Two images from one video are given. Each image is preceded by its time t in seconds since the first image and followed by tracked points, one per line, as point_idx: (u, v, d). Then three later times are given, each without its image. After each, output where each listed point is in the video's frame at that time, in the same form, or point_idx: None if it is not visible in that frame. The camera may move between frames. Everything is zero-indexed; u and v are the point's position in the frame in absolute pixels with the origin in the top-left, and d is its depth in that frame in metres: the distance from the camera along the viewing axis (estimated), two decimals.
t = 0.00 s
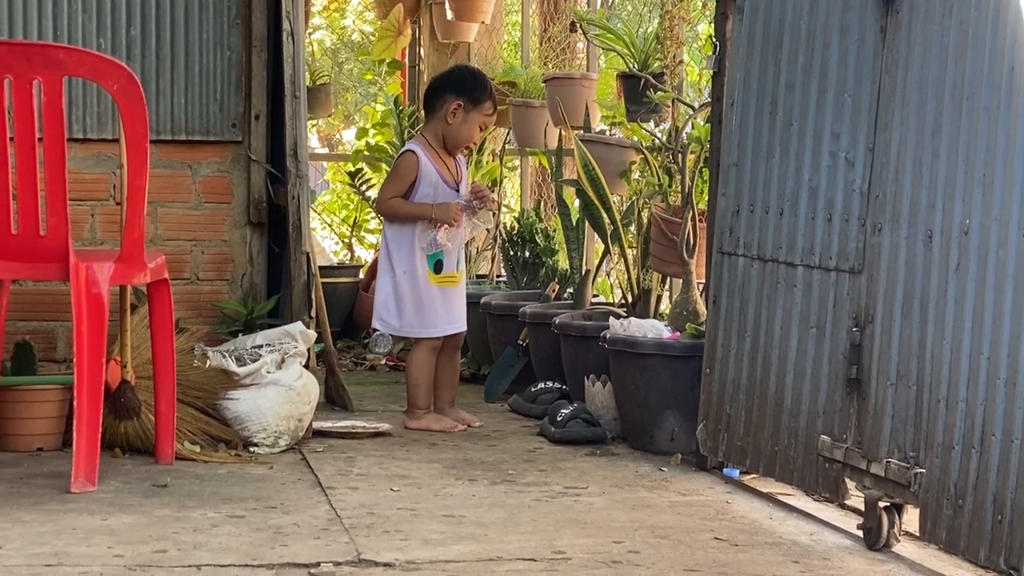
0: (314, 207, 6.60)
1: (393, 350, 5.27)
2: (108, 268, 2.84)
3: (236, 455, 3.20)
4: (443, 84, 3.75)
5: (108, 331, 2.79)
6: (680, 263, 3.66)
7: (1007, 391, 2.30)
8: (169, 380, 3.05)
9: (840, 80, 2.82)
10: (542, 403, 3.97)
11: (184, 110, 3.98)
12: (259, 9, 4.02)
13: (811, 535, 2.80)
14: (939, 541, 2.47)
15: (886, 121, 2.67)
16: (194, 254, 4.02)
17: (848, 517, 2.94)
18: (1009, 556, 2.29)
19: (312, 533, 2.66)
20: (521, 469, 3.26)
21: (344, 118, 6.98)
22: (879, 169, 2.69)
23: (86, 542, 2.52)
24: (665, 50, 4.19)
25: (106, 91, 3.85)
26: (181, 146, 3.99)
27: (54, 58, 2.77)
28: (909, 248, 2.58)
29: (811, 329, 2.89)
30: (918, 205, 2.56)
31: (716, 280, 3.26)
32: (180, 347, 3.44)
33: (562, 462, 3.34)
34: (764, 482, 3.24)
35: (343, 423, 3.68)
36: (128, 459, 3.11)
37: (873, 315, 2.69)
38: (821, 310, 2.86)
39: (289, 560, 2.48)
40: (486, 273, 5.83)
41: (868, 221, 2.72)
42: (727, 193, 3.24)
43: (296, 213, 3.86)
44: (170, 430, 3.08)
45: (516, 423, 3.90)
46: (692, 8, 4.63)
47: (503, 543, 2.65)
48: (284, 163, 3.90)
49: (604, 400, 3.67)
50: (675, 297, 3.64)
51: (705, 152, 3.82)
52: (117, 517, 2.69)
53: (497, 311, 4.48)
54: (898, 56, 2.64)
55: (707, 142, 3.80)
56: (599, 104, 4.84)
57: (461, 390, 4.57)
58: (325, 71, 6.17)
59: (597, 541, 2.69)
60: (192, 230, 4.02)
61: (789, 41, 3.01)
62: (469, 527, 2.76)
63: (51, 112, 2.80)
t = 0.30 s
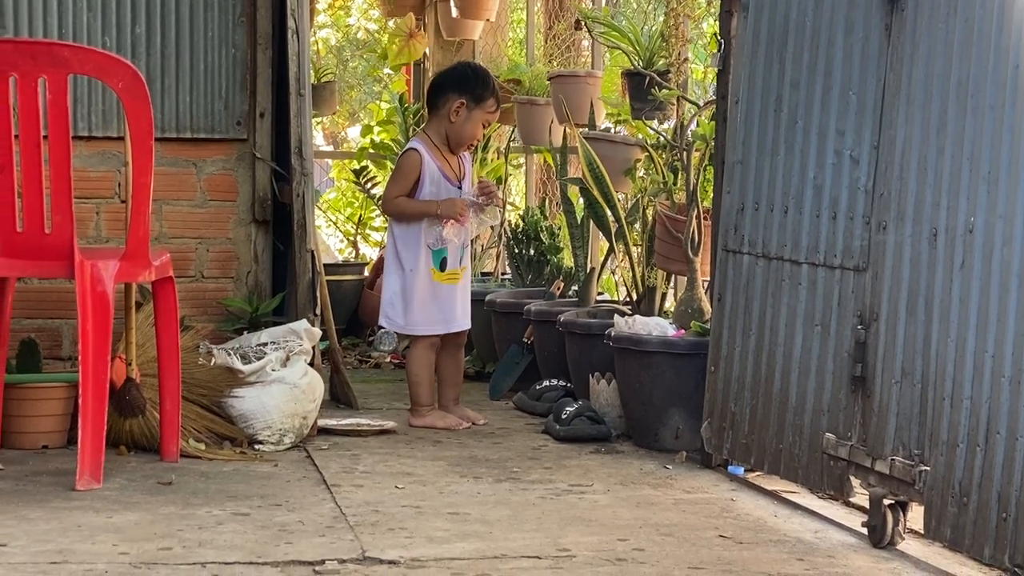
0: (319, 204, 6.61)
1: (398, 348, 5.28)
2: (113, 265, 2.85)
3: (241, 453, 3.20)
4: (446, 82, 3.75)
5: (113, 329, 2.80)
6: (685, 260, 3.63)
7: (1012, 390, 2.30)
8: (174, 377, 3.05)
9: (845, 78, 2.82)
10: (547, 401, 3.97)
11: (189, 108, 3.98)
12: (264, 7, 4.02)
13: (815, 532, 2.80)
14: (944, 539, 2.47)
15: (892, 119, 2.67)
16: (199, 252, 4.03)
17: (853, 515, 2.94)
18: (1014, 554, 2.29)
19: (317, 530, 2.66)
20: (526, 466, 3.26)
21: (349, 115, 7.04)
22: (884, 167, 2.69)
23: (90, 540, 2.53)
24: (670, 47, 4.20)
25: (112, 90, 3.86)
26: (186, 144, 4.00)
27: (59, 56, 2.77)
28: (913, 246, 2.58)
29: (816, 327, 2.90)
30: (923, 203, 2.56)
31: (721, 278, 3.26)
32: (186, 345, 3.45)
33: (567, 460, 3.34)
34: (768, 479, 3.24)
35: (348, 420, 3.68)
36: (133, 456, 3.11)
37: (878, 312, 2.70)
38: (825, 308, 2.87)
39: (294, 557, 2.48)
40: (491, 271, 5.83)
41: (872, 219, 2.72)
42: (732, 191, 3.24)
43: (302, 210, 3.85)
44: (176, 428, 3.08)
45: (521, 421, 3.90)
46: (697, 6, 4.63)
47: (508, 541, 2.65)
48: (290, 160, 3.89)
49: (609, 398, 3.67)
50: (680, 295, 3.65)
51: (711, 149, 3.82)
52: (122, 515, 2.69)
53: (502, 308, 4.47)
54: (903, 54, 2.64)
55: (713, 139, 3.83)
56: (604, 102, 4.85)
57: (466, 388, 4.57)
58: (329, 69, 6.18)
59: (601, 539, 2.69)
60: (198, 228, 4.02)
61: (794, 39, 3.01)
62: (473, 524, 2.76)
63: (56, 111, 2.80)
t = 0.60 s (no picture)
0: (323, 202, 6.62)
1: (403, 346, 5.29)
2: (118, 264, 2.85)
3: (246, 452, 3.20)
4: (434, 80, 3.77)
5: (118, 328, 2.80)
6: (690, 259, 3.68)
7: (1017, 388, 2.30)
8: (179, 376, 3.05)
9: (849, 77, 2.82)
10: (552, 400, 3.97)
11: (193, 107, 3.98)
12: (268, 6, 4.01)
13: (819, 531, 2.80)
14: (948, 537, 2.47)
15: (897, 116, 2.67)
16: (203, 250, 4.03)
17: (858, 514, 2.94)
18: (1018, 552, 2.29)
19: (322, 529, 2.66)
20: (531, 465, 3.26)
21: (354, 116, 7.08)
22: (889, 165, 2.69)
23: (95, 538, 2.53)
24: (675, 46, 4.20)
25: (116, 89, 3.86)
26: (191, 143, 4.00)
27: (64, 54, 2.77)
28: (918, 244, 2.58)
29: (820, 326, 2.90)
30: (928, 201, 2.56)
31: (726, 276, 3.26)
32: (190, 344, 3.45)
33: (571, 459, 3.34)
34: (773, 478, 3.24)
35: (352, 419, 3.68)
36: (138, 455, 3.11)
37: (883, 311, 2.69)
38: (829, 306, 2.87)
39: (298, 556, 2.49)
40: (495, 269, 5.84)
41: (877, 218, 2.72)
42: (737, 189, 3.23)
43: (306, 210, 3.85)
44: (180, 426, 3.08)
45: (525, 419, 3.90)
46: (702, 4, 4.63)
47: (512, 539, 2.66)
48: (295, 160, 3.88)
49: (613, 396, 3.68)
50: (685, 294, 3.65)
51: (716, 148, 3.82)
52: (127, 514, 2.69)
53: (506, 307, 4.47)
54: (908, 53, 2.64)
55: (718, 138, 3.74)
56: (608, 100, 4.85)
57: (471, 387, 4.58)
58: (334, 67, 6.18)
59: (606, 537, 2.69)
60: (202, 227, 4.02)
61: (799, 38, 3.01)
62: (478, 523, 2.76)
63: (61, 110, 2.81)
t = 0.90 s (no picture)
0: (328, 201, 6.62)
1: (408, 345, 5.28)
2: (123, 262, 2.85)
3: (250, 450, 3.20)
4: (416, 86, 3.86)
5: (123, 327, 2.81)
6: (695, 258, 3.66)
7: (1021, 386, 2.30)
8: (184, 374, 3.05)
9: (854, 75, 2.82)
10: (556, 399, 3.97)
11: (198, 105, 3.98)
12: (273, 4, 4.02)
13: (824, 530, 2.80)
14: (953, 536, 2.47)
15: (901, 115, 2.67)
16: (208, 249, 4.03)
17: (862, 512, 2.94)
18: (1022, 552, 2.29)
19: (326, 527, 2.66)
20: (535, 463, 3.26)
21: (360, 113, 7.09)
22: (893, 163, 2.69)
23: (100, 536, 2.53)
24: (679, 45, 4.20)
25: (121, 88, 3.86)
26: (196, 142, 4.00)
27: (69, 53, 2.77)
28: (923, 243, 2.58)
29: (825, 325, 2.90)
30: (932, 200, 2.56)
31: (730, 275, 3.25)
32: (195, 342, 3.45)
33: (576, 457, 3.34)
34: (778, 476, 3.23)
35: (357, 417, 3.68)
36: (143, 453, 3.11)
37: (887, 310, 2.70)
38: (833, 305, 2.87)
39: (302, 554, 2.49)
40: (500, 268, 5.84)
41: (881, 216, 2.72)
42: (742, 187, 3.23)
43: (311, 208, 3.86)
44: (185, 424, 3.08)
45: (530, 418, 3.90)
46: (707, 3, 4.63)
47: (516, 538, 2.66)
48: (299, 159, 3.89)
49: (618, 395, 3.68)
50: (689, 293, 3.63)
51: (720, 147, 3.81)
52: (132, 512, 2.70)
53: (511, 305, 4.48)
54: (912, 52, 2.64)
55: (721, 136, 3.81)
56: (613, 98, 4.85)
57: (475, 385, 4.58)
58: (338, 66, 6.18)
59: (610, 536, 2.69)
60: (207, 225, 4.03)
61: (804, 36, 3.01)
62: (482, 522, 2.76)
63: (66, 108, 2.81)
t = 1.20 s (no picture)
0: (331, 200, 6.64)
1: (410, 344, 5.27)
2: (125, 261, 2.85)
3: (253, 449, 3.20)
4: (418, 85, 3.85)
5: (125, 325, 2.81)
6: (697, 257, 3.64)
7: None
8: (186, 373, 3.05)
9: (856, 74, 2.83)
10: (559, 398, 3.97)
11: (201, 104, 3.98)
12: (276, 3, 4.02)
13: (826, 529, 2.80)
14: (955, 535, 2.48)
15: (905, 114, 2.67)
16: (211, 248, 4.03)
17: (865, 511, 2.94)
18: None
19: (329, 526, 2.67)
20: (538, 462, 3.26)
21: (364, 112, 7.15)
22: (896, 162, 2.69)
23: (102, 535, 2.53)
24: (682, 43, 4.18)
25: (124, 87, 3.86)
26: (199, 141, 4.00)
27: (72, 52, 2.77)
28: (926, 241, 2.59)
29: (828, 323, 2.90)
30: (934, 198, 2.56)
31: (733, 273, 3.25)
32: (198, 341, 3.44)
33: (578, 456, 3.34)
34: (780, 476, 3.23)
35: (360, 416, 3.68)
36: (145, 452, 3.11)
37: (890, 309, 2.70)
38: (836, 303, 2.87)
39: (305, 553, 2.49)
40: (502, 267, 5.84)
41: (884, 215, 2.72)
42: (744, 186, 3.24)
43: (314, 206, 3.84)
44: (188, 423, 3.07)
45: (532, 417, 3.90)
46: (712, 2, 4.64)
47: (518, 537, 2.66)
48: (303, 157, 3.88)
49: (621, 394, 3.68)
50: (692, 292, 3.64)
51: (723, 146, 3.81)
52: (134, 511, 2.70)
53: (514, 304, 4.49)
54: (915, 51, 2.64)
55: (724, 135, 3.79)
56: (618, 97, 4.86)
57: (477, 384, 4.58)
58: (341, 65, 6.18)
59: (612, 535, 2.70)
60: (210, 224, 4.03)
61: (807, 35, 3.01)
62: (485, 520, 2.76)
63: (69, 107, 2.81)
